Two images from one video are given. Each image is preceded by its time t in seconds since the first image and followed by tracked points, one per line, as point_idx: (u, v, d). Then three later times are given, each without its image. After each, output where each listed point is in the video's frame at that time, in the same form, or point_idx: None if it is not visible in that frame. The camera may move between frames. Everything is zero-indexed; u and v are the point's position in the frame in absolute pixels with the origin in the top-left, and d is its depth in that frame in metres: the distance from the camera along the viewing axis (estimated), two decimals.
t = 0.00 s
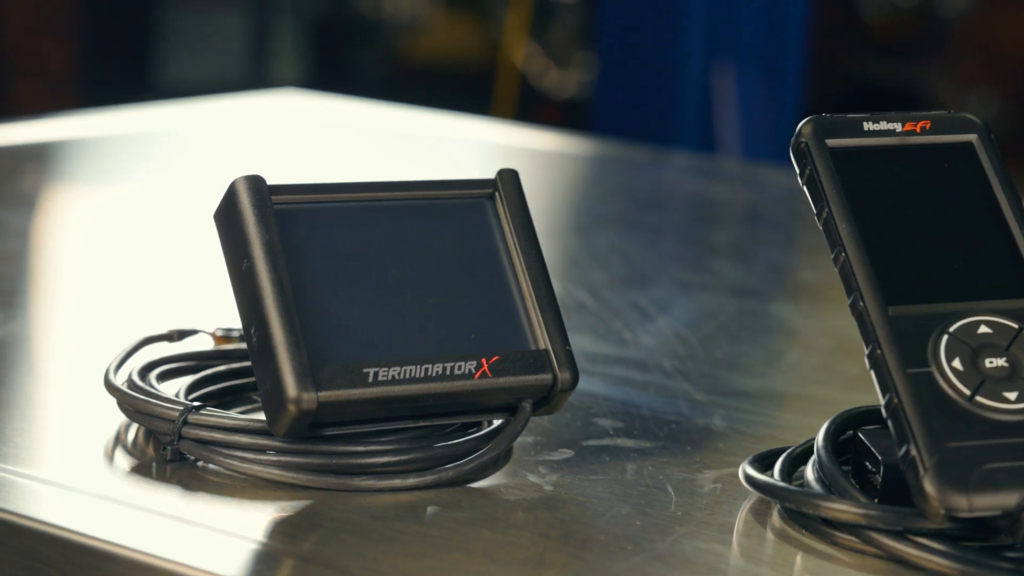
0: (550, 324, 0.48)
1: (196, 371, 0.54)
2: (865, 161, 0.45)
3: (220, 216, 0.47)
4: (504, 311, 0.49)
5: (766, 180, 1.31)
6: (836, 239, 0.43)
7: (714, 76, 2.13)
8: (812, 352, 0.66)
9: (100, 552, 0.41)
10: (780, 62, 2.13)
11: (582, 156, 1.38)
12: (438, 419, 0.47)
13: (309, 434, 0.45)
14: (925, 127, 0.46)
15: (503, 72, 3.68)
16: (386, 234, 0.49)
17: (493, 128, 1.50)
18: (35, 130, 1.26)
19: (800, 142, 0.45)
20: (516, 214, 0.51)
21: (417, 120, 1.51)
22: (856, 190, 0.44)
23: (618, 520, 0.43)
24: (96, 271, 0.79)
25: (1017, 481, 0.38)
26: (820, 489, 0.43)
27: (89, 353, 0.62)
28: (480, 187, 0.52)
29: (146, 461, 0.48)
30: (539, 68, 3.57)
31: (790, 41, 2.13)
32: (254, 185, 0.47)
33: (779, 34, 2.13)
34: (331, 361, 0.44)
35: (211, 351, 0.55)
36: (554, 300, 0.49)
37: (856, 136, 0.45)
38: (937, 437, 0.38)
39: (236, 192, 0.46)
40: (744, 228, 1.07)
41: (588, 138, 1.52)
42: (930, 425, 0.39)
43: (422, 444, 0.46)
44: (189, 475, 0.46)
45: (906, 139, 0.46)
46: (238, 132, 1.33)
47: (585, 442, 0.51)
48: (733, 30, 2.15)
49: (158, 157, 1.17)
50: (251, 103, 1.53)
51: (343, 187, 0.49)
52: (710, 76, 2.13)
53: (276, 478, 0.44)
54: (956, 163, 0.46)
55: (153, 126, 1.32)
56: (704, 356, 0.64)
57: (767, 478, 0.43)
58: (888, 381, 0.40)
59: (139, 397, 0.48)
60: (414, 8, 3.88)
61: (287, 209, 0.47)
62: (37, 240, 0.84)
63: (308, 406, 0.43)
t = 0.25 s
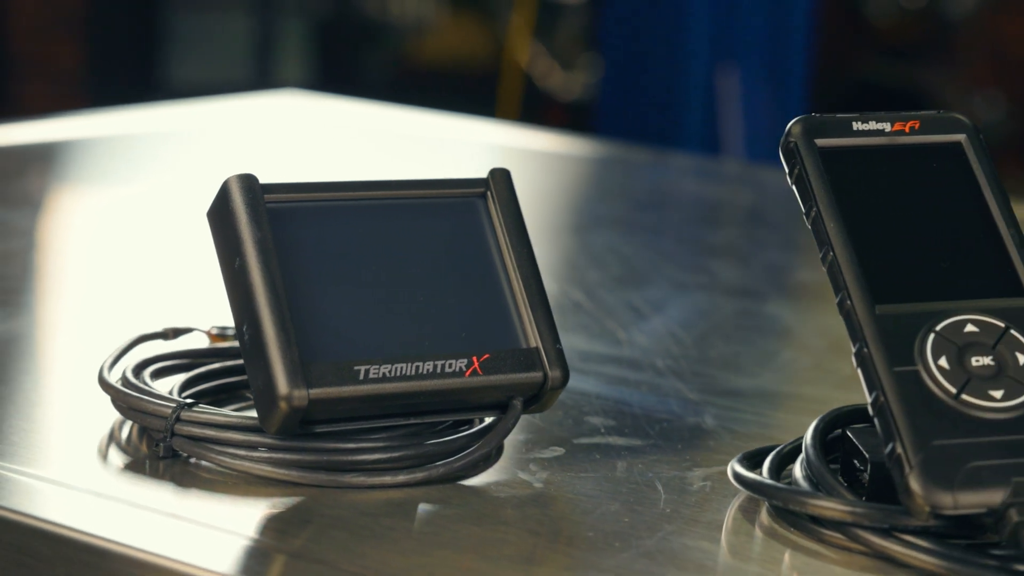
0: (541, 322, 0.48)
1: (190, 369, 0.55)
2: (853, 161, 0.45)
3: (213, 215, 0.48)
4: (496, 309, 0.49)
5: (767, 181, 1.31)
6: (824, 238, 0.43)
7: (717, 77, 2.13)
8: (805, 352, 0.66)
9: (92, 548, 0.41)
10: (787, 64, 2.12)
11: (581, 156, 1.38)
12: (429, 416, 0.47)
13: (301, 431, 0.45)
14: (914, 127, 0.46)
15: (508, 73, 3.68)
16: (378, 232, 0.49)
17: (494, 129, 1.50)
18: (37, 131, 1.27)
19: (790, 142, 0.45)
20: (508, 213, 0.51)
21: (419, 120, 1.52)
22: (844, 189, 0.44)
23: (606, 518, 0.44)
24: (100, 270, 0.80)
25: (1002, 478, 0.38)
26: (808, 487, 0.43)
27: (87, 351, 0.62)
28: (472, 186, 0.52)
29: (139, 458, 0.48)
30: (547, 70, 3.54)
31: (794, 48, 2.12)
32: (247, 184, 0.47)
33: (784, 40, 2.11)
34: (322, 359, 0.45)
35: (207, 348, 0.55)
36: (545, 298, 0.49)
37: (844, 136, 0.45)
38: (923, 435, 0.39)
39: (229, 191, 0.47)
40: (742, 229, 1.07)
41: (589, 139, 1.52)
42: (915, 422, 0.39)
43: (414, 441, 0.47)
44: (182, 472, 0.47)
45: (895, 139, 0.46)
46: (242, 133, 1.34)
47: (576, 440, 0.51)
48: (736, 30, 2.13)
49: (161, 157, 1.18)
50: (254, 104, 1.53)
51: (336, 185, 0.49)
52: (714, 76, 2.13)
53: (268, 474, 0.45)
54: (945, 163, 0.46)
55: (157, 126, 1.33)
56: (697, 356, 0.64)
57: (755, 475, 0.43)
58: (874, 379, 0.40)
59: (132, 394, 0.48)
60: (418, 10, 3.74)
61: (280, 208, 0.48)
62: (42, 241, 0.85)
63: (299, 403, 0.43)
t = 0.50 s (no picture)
0: (531, 321, 0.49)
1: (184, 367, 0.55)
2: (842, 161, 0.45)
3: (206, 213, 0.48)
4: (487, 308, 0.49)
5: (767, 182, 1.31)
6: (813, 238, 0.43)
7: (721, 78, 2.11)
8: (797, 352, 0.67)
9: (86, 544, 0.41)
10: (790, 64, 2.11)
11: (581, 157, 1.38)
12: (421, 414, 0.47)
13: (293, 428, 0.46)
14: (903, 128, 0.46)
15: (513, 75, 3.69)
16: (370, 231, 0.49)
17: (494, 129, 1.51)
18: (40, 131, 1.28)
19: (780, 142, 0.45)
20: (499, 212, 0.51)
21: (421, 120, 1.52)
22: (833, 189, 0.45)
23: (597, 516, 0.44)
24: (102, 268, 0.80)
25: (988, 477, 0.38)
26: (796, 485, 0.43)
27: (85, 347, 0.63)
28: (464, 185, 0.52)
29: (133, 455, 0.48)
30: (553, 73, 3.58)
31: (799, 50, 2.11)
32: (240, 183, 0.47)
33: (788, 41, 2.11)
34: (314, 356, 0.45)
35: (202, 347, 0.55)
36: (536, 297, 0.49)
37: (833, 136, 0.46)
38: (909, 433, 0.39)
39: (222, 190, 0.47)
40: (740, 230, 1.08)
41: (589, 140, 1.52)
42: (902, 421, 0.39)
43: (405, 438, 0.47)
44: (175, 469, 0.47)
45: (884, 139, 0.46)
46: (245, 132, 1.34)
47: (568, 439, 0.51)
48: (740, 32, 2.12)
49: (164, 156, 1.18)
50: (256, 103, 1.54)
51: (328, 184, 0.50)
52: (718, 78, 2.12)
53: (260, 471, 0.45)
54: (933, 163, 0.46)
55: (160, 126, 1.34)
56: (690, 355, 0.65)
57: (744, 474, 0.44)
58: (861, 378, 0.40)
59: (126, 391, 0.49)
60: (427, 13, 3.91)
61: (272, 207, 0.48)
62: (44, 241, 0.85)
63: (291, 401, 0.43)
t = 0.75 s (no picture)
0: (522, 319, 0.49)
1: (178, 366, 0.55)
2: (832, 161, 0.46)
3: (199, 214, 0.48)
4: (480, 307, 0.49)
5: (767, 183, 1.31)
6: (802, 237, 0.43)
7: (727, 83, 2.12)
8: (792, 352, 0.67)
9: (78, 541, 0.42)
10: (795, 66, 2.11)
11: (580, 159, 1.39)
12: (412, 412, 0.48)
13: (285, 426, 0.46)
14: (892, 128, 0.47)
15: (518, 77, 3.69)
16: (362, 230, 0.49)
17: (493, 130, 1.51)
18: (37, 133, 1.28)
19: (770, 142, 0.45)
20: (492, 212, 0.51)
21: (419, 121, 1.53)
22: (822, 189, 0.45)
23: (587, 515, 0.44)
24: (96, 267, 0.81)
25: (973, 476, 0.39)
26: (784, 484, 0.43)
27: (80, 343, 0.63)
28: (457, 186, 0.52)
29: (127, 453, 0.48)
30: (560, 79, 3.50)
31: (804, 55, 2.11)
32: (233, 183, 0.48)
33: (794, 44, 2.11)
34: (306, 355, 0.45)
35: (198, 347, 0.55)
36: (528, 296, 0.50)
37: (823, 136, 0.46)
38: (896, 432, 0.39)
39: (215, 190, 0.47)
40: (738, 231, 1.08)
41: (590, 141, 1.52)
42: (888, 420, 0.39)
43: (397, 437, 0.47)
44: (168, 467, 0.47)
45: (874, 140, 0.46)
46: (247, 134, 1.35)
47: (560, 438, 0.52)
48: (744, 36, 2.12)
49: (163, 156, 1.19)
50: (256, 103, 1.55)
51: (321, 185, 0.50)
52: (724, 82, 2.12)
53: (253, 469, 0.45)
54: (923, 163, 0.46)
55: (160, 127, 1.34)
56: (683, 356, 0.65)
57: (733, 473, 0.44)
58: (849, 377, 0.41)
59: (119, 390, 0.49)
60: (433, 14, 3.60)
61: (265, 207, 0.48)
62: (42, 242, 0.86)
63: (282, 399, 0.44)
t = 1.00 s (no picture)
0: (515, 319, 0.49)
1: (172, 366, 0.55)
2: (822, 163, 0.46)
3: (193, 213, 0.49)
4: (472, 307, 0.50)
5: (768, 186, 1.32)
6: (792, 238, 0.44)
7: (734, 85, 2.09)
8: (786, 353, 0.67)
9: (74, 538, 0.42)
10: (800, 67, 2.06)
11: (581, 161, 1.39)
12: (404, 412, 0.48)
13: (277, 425, 0.46)
14: (883, 130, 0.47)
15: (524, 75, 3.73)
16: (356, 230, 0.50)
17: (495, 132, 1.52)
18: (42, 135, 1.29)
19: (761, 143, 0.46)
20: (485, 213, 0.52)
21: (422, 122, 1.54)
22: (812, 189, 0.45)
23: (578, 514, 0.45)
24: (97, 266, 0.81)
25: (960, 476, 0.39)
26: (773, 484, 0.43)
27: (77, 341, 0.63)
28: (451, 187, 0.53)
29: (121, 452, 0.49)
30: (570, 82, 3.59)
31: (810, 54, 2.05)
32: (227, 183, 0.48)
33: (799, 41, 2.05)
34: (298, 354, 0.46)
35: (195, 346, 0.56)
36: (520, 296, 0.50)
37: (813, 138, 0.46)
38: (883, 432, 0.39)
39: (209, 189, 0.48)
40: (737, 233, 1.08)
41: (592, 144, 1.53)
42: (876, 419, 0.40)
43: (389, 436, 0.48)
44: (162, 465, 0.47)
45: (864, 141, 0.47)
46: (253, 135, 1.35)
47: (553, 439, 0.52)
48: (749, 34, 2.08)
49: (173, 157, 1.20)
50: (259, 104, 1.55)
51: (315, 185, 0.50)
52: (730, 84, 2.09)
53: (246, 467, 0.46)
54: (913, 165, 0.47)
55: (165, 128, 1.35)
56: (676, 356, 0.65)
57: (723, 472, 0.44)
58: (837, 377, 0.41)
59: (114, 388, 0.49)
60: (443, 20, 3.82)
61: (259, 207, 0.49)
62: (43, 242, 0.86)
63: (275, 397, 0.44)
